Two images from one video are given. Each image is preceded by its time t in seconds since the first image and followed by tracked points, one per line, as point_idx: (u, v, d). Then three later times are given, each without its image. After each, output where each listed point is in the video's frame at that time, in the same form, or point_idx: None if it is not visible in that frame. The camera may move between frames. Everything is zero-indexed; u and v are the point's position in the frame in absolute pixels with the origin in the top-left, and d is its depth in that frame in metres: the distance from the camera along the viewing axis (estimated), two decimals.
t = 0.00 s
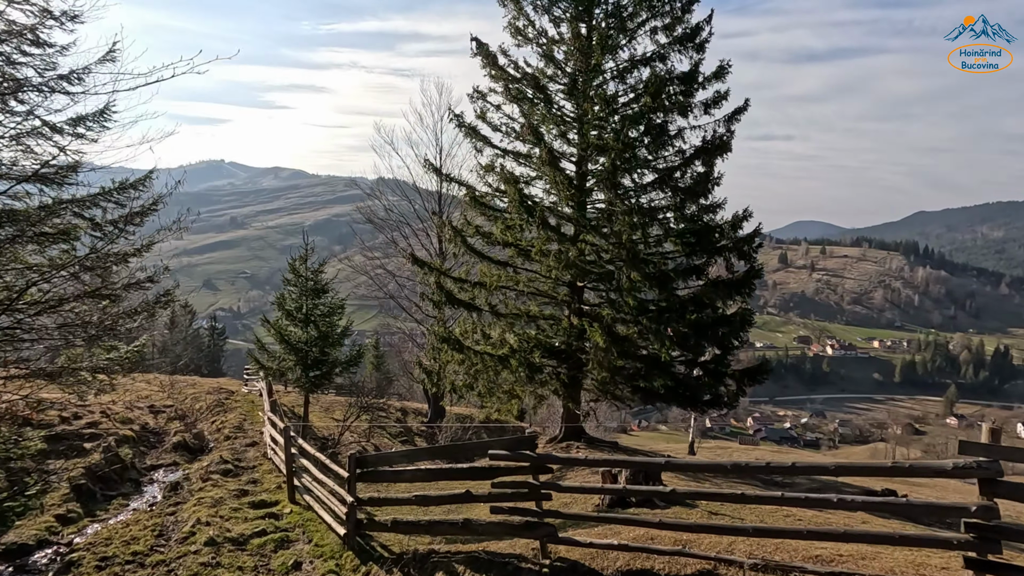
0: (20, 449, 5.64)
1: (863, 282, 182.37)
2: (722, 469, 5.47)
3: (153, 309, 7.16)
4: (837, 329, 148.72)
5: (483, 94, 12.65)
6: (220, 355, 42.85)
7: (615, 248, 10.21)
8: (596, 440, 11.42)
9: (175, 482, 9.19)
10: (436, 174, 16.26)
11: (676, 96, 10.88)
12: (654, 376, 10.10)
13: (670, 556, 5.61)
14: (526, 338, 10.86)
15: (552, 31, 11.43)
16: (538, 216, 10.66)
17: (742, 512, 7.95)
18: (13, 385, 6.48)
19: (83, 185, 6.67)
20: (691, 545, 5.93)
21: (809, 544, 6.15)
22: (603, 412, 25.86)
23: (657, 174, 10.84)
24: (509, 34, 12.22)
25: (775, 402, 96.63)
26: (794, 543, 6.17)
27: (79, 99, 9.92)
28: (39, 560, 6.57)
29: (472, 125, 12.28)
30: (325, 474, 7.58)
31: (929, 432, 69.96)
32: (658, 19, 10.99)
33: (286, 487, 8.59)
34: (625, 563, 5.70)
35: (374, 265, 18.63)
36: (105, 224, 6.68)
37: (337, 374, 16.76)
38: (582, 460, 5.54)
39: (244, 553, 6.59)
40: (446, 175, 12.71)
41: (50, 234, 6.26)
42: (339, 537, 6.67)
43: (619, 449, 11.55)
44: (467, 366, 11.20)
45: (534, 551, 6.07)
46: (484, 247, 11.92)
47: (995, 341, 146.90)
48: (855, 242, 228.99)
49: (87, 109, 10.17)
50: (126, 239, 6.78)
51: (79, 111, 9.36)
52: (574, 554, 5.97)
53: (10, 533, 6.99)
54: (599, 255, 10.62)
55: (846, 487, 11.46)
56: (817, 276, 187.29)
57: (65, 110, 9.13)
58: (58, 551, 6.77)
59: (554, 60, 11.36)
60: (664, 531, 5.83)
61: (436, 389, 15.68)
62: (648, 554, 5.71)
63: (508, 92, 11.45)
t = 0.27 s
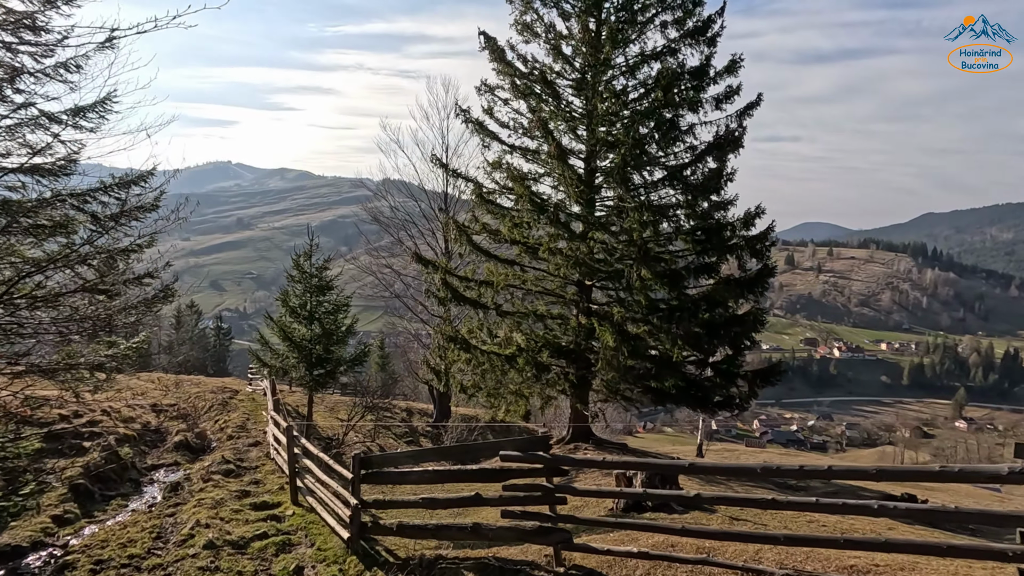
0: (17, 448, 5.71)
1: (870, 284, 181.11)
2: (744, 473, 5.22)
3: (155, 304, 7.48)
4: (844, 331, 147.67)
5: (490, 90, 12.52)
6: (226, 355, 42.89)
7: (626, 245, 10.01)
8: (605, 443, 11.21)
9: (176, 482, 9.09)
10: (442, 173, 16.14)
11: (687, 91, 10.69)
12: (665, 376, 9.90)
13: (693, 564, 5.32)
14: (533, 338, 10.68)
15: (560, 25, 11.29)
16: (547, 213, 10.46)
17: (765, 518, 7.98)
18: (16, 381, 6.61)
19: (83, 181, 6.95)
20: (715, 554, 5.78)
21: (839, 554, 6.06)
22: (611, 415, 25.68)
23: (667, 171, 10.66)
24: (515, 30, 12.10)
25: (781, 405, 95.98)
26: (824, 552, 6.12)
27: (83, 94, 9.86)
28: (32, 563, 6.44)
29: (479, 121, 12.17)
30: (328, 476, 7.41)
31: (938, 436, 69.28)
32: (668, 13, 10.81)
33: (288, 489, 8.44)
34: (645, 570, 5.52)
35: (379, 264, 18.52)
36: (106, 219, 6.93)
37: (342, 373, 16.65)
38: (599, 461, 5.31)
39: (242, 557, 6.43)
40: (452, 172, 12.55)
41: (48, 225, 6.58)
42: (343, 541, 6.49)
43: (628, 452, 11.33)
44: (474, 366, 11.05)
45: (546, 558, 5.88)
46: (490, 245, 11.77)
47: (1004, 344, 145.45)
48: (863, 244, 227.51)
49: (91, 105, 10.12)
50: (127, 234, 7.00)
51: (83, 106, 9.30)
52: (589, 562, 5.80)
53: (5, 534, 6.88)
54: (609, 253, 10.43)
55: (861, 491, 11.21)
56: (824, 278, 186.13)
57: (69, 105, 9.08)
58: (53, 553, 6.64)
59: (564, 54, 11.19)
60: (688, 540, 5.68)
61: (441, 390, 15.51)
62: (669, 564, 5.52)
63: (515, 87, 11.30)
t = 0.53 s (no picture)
0: (15, 441, 5.62)
1: (879, 284, 179.62)
2: (770, 472, 4.99)
3: (158, 296, 7.44)
4: (853, 331, 146.52)
5: (498, 83, 12.36)
6: (234, 352, 42.96)
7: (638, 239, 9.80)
8: (614, 441, 11.02)
9: (179, 477, 8.99)
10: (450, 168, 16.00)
11: (700, 83, 10.48)
12: (677, 373, 9.69)
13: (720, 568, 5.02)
14: (542, 334, 10.51)
15: (570, 16, 11.13)
16: (556, 207, 10.33)
17: (790, 520, 7.93)
18: (16, 372, 6.70)
19: (82, 172, 6.97)
20: (742, 557, 5.68)
21: (876, 556, 5.93)
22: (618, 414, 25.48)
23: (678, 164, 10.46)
24: (524, 23, 11.96)
25: (789, 405, 95.33)
26: (860, 556, 6.00)
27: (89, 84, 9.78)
28: (28, 559, 6.34)
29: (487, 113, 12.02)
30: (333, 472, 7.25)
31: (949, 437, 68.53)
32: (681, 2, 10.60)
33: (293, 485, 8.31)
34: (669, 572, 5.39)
35: (386, 260, 18.41)
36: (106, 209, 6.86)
37: (348, 368, 16.54)
38: (617, 457, 5.10)
39: (245, 554, 6.30)
40: (460, 166, 12.39)
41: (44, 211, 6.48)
42: (348, 539, 6.35)
43: (638, 450, 11.13)
44: (481, 362, 10.89)
45: (561, 559, 5.71)
46: (498, 240, 11.60)
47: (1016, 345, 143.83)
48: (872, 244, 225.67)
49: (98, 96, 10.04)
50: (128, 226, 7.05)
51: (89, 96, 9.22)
52: (608, 563, 5.64)
53: (2, 530, 6.80)
54: (619, 247, 10.24)
55: (878, 492, 10.93)
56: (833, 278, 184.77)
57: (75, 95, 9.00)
58: (50, 549, 6.54)
59: (574, 45, 11.01)
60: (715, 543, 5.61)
61: (448, 386, 15.34)
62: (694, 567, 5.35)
63: (524, 79, 11.13)
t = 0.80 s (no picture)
0: (19, 437, 5.54)
1: (889, 284, 178.02)
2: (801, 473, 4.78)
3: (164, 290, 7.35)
4: (862, 332, 145.32)
5: (508, 78, 12.21)
6: (242, 350, 43.11)
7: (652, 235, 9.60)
8: (626, 441, 10.86)
9: (185, 475, 8.91)
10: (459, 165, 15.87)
11: (715, 76, 10.26)
12: (691, 372, 9.50)
13: None
14: (552, 332, 10.36)
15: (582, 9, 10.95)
16: (567, 202, 10.21)
17: (817, 524, 7.90)
18: (22, 367, 6.64)
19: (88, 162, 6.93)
20: (775, 564, 5.67)
21: (917, 565, 5.93)
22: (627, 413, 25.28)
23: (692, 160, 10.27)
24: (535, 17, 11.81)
25: (797, 406, 94.65)
26: (901, 564, 6.01)
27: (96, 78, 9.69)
28: (30, 558, 6.26)
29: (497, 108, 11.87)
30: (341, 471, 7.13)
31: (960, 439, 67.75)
32: None
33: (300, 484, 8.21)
34: None
35: (394, 258, 18.32)
36: (112, 200, 6.77)
37: (356, 364, 16.47)
38: (640, 458, 4.93)
39: (252, 555, 6.20)
40: (469, 161, 12.25)
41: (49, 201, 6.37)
42: (358, 540, 6.23)
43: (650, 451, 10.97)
44: (490, 360, 10.76)
45: (583, 564, 5.58)
46: (508, 236, 11.45)
47: None
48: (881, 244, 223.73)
49: (106, 89, 9.96)
50: (135, 218, 7.01)
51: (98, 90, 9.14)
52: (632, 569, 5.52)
53: (4, 528, 6.75)
54: (632, 244, 10.05)
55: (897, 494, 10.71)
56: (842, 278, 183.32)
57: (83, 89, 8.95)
58: (53, 548, 6.47)
59: (586, 38, 10.82)
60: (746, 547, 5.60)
61: (456, 385, 15.20)
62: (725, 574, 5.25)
63: (535, 72, 10.96)
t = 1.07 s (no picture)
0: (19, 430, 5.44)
1: (897, 285, 176.65)
2: (830, 469, 4.65)
3: (169, 280, 7.31)
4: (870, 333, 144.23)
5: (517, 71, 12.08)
6: (247, 349, 43.16)
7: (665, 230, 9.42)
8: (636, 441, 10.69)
9: (190, 471, 8.81)
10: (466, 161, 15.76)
11: (729, 69, 10.08)
12: (704, 369, 9.32)
13: None
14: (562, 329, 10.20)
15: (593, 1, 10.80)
16: (577, 196, 10.06)
17: (846, 524, 7.70)
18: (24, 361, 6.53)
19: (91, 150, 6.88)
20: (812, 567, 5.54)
21: (954, 567, 5.87)
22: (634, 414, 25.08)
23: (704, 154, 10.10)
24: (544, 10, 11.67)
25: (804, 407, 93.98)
26: (938, 566, 5.95)
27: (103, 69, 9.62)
28: (29, 555, 6.15)
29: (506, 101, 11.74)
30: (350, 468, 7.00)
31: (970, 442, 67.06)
32: None
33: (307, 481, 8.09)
34: None
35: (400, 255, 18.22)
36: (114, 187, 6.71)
37: (364, 360, 16.38)
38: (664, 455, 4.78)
39: (258, 554, 6.07)
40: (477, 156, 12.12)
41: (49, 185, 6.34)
42: (366, 538, 6.09)
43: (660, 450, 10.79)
44: (498, 357, 10.61)
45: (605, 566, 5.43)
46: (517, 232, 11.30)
47: None
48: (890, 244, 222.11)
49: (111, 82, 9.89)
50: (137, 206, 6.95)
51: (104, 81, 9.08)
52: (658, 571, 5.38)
53: (4, 524, 6.66)
54: (643, 239, 9.88)
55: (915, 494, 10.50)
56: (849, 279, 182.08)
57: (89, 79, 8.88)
58: (53, 545, 6.37)
59: (597, 31, 10.67)
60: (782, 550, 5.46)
61: (463, 383, 15.08)
62: None
63: (545, 65, 10.82)
